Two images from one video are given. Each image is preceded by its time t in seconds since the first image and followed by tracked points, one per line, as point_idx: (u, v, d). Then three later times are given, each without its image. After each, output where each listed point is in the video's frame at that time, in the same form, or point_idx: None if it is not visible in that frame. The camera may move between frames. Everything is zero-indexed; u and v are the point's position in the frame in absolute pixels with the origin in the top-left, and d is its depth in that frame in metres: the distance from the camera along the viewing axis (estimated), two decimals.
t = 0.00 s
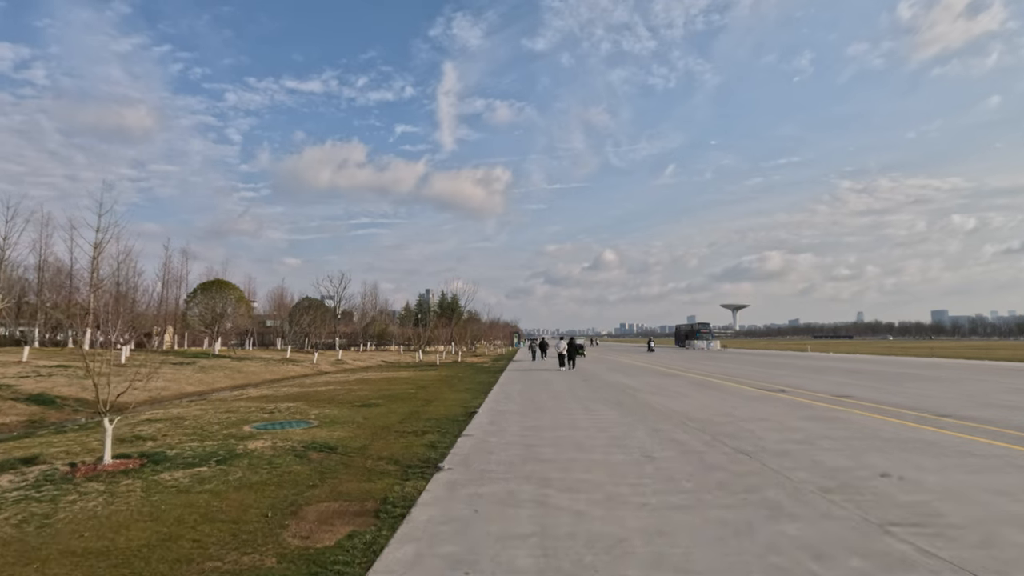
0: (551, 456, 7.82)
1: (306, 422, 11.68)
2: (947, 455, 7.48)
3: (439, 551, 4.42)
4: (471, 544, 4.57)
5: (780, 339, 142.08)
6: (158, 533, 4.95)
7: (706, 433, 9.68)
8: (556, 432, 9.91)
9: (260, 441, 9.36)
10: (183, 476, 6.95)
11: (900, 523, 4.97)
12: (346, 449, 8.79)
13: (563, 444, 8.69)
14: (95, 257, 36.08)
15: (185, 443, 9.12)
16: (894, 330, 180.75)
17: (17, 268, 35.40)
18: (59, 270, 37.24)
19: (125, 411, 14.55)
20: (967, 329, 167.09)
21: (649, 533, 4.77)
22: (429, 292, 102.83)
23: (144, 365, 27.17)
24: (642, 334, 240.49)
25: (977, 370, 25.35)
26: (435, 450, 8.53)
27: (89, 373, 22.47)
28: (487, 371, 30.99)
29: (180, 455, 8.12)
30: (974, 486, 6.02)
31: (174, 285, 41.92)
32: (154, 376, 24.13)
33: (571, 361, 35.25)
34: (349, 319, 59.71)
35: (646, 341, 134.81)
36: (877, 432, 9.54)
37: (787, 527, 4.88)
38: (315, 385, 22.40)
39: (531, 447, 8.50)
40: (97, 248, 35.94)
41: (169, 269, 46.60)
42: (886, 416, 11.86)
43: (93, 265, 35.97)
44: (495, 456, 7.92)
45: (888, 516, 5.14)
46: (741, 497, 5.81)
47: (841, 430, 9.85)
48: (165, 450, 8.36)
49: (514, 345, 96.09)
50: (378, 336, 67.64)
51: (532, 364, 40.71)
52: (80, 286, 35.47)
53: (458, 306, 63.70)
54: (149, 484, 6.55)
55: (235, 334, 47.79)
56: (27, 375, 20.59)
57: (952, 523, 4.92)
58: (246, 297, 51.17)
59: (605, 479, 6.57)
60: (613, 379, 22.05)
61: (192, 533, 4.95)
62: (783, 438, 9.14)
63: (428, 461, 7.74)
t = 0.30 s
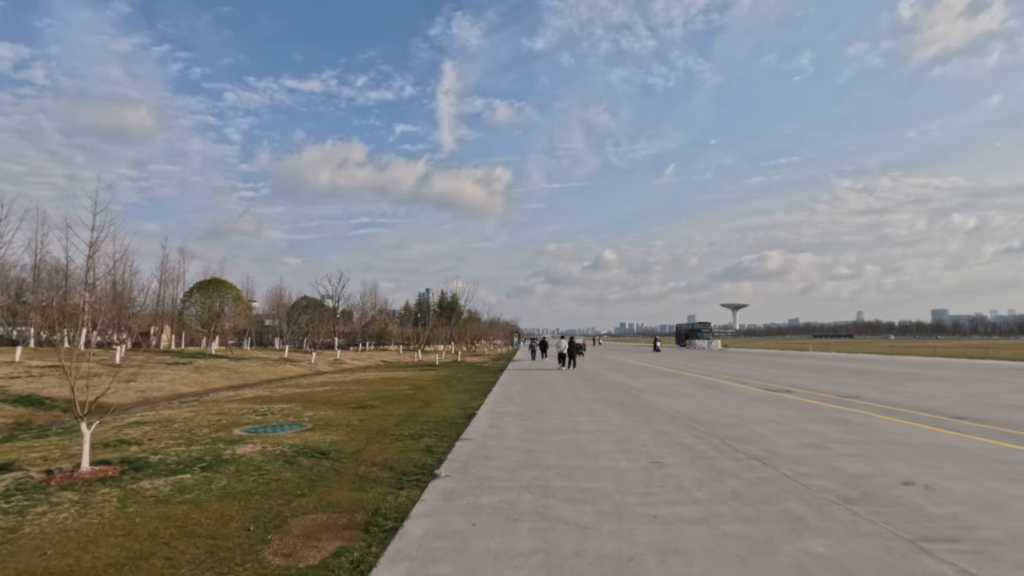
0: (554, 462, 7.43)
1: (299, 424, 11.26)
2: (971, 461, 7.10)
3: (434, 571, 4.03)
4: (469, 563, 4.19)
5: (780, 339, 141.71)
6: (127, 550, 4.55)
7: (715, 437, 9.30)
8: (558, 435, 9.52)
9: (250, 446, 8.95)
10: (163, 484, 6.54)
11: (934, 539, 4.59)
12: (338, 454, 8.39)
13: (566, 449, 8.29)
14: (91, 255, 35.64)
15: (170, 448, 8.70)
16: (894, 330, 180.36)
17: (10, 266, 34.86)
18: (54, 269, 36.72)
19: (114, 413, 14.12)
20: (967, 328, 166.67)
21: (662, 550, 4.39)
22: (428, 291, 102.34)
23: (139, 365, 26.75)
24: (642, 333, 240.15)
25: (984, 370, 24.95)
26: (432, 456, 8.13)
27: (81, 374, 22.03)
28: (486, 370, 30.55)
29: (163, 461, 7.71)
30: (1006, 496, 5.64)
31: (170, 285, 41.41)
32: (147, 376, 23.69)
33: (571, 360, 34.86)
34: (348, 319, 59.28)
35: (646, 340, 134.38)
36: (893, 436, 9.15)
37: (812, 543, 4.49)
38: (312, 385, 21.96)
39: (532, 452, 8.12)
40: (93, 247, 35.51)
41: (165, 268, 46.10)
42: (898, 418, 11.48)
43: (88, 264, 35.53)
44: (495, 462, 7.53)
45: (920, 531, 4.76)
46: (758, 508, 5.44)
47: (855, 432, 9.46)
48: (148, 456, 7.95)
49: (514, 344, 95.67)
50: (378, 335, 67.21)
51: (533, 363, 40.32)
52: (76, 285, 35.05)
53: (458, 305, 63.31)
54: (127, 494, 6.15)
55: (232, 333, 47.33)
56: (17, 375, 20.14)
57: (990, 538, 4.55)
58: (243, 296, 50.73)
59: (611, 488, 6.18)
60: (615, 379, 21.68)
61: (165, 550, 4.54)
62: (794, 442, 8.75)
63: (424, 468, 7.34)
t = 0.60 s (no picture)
0: (558, 467, 7.07)
1: (294, 427, 10.89)
2: (1000, 466, 6.73)
3: None
4: None
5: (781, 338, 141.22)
6: (96, 569, 4.16)
7: (725, 439, 8.93)
8: (562, 438, 9.15)
9: (240, 450, 8.57)
10: (145, 493, 6.17)
11: (974, 554, 4.23)
12: (332, 458, 8.03)
13: (570, 453, 7.93)
14: (87, 254, 35.29)
15: (156, 452, 8.33)
16: (895, 328, 179.87)
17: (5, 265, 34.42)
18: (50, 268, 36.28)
19: (104, 415, 13.75)
20: (969, 327, 166.13)
21: (679, 566, 4.02)
22: (428, 291, 101.94)
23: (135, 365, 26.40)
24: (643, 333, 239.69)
25: (994, 369, 24.52)
26: (431, 461, 7.75)
27: (75, 375, 21.64)
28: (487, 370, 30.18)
29: (148, 466, 7.34)
30: None
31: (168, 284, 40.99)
32: (142, 377, 23.30)
33: (573, 359, 34.47)
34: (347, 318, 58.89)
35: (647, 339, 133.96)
36: (911, 437, 8.78)
37: (842, 559, 4.13)
38: (309, 386, 21.58)
39: (536, 456, 7.76)
40: (89, 245, 35.16)
41: (163, 267, 45.66)
42: (913, 418, 11.11)
43: (85, 263, 35.18)
44: (497, 467, 7.17)
45: (957, 545, 4.40)
46: (779, 518, 5.07)
47: (870, 434, 9.09)
48: (133, 461, 7.58)
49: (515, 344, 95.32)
50: (378, 334, 66.87)
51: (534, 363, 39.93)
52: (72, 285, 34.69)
53: (458, 304, 62.92)
54: (105, 503, 5.77)
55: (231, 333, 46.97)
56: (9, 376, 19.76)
57: None
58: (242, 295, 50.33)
59: (620, 495, 5.81)
60: (618, 379, 21.33)
61: (137, 569, 4.17)
62: (809, 445, 8.38)
63: (421, 473, 6.98)
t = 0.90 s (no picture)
0: (567, 475, 6.70)
1: (289, 431, 10.50)
2: None
3: None
4: None
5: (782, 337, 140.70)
6: None
7: (739, 444, 8.57)
8: (569, 443, 8.79)
9: (232, 456, 8.18)
10: (127, 505, 5.78)
11: None
12: (328, 465, 7.65)
13: (578, 460, 7.56)
14: (83, 253, 34.89)
15: (143, 459, 7.94)
16: (896, 327, 179.37)
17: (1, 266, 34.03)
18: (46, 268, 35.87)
19: (96, 419, 13.38)
20: (970, 325, 165.62)
21: None
22: (429, 291, 101.49)
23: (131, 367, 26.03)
24: (643, 332, 239.22)
25: (1004, 368, 24.10)
26: (431, 468, 7.36)
27: (69, 377, 21.28)
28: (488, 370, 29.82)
29: (133, 475, 6.96)
30: None
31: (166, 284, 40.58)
32: (138, 379, 22.94)
33: (574, 359, 34.11)
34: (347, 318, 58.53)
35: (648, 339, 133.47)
36: (933, 441, 8.40)
37: None
38: (307, 387, 21.19)
39: (542, 463, 7.39)
40: (86, 245, 34.76)
41: (162, 268, 45.24)
42: (931, 420, 10.75)
43: (81, 263, 34.80)
44: (501, 475, 6.80)
45: (1007, 565, 4.03)
46: (808, 534, 4.69)
47: (890, 438, 8.70)
48: (117, 469, 7.19)
49: (516, 343, 94.91)
50: (378, 334, 66.54)
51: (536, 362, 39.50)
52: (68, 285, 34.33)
53: (459, 303, 62.50)
54: (83, 517, 5.39)
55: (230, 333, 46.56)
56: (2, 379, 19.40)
57: None
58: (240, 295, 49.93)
59: (635, 507, 5.45)
60: (621, 379, 21.00)
61: None
62: (827, 449, 8.01)
63: (421, 483, 6.60)
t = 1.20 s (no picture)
0: (572, 479, 6.35)
1: (282, 432, 10.13)
2: None
3: None
4: None
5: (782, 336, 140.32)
6: None
7: (751, 445, 8.21)
8: (573, 444, 8.43)
9: (220, 459, 7.82)
10: (103, 513, 5.42)
11: None
12: (322, 468, 7.29)
13: (583, 462, 7.20)
14: (79, 252, 34.47)
15: (127, 462, 7.58)
16: (897, 325, 179.02)
17: None
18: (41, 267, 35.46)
19: (85, 419, 13.02)
20: (971, 323, 165.34)
21: None
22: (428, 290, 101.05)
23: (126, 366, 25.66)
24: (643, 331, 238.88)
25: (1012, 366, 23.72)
26: (429, 472, 7.00)
27: (62, 376, 20.93)
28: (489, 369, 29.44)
29: (113, 480, 6.59)
30: None
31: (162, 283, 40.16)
32: (133, 378, 22.58)
33: (576, 358, 33.73)
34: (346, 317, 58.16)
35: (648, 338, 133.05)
36: (955, 442, 8.03)
37: None
38: (304, 386, 20.82)
39: (546, 466, 7.03)
40: (81, 244, 34.34)
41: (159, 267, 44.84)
42: (947, 419, 10.38)
43: (77, 262, 34.40)
44: (503, 479, 6.45)
45: None
46: (835, 544, 4.34)
47: (908, 439, 8.33)
48: (98, 473, 6.82)
49: (516, 342, 94.54)
50: (377, 333, 66.18)
51: (536, 361, 39.14)
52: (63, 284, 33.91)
53: (458, 302, 62.11)
54: (55, 526, 5.03)
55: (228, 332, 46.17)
56: None
57: None
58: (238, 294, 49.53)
59: (646, 515, 5.10)
60: (624, 377, 20.65)
61: None
62: (843, 451, 7.64)
63: (418, 487, 6.23)
